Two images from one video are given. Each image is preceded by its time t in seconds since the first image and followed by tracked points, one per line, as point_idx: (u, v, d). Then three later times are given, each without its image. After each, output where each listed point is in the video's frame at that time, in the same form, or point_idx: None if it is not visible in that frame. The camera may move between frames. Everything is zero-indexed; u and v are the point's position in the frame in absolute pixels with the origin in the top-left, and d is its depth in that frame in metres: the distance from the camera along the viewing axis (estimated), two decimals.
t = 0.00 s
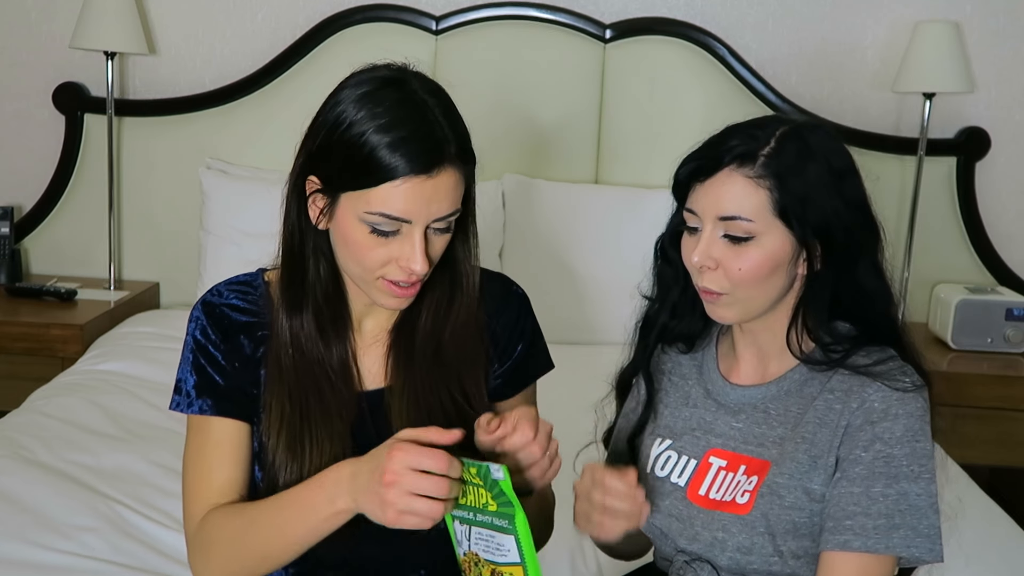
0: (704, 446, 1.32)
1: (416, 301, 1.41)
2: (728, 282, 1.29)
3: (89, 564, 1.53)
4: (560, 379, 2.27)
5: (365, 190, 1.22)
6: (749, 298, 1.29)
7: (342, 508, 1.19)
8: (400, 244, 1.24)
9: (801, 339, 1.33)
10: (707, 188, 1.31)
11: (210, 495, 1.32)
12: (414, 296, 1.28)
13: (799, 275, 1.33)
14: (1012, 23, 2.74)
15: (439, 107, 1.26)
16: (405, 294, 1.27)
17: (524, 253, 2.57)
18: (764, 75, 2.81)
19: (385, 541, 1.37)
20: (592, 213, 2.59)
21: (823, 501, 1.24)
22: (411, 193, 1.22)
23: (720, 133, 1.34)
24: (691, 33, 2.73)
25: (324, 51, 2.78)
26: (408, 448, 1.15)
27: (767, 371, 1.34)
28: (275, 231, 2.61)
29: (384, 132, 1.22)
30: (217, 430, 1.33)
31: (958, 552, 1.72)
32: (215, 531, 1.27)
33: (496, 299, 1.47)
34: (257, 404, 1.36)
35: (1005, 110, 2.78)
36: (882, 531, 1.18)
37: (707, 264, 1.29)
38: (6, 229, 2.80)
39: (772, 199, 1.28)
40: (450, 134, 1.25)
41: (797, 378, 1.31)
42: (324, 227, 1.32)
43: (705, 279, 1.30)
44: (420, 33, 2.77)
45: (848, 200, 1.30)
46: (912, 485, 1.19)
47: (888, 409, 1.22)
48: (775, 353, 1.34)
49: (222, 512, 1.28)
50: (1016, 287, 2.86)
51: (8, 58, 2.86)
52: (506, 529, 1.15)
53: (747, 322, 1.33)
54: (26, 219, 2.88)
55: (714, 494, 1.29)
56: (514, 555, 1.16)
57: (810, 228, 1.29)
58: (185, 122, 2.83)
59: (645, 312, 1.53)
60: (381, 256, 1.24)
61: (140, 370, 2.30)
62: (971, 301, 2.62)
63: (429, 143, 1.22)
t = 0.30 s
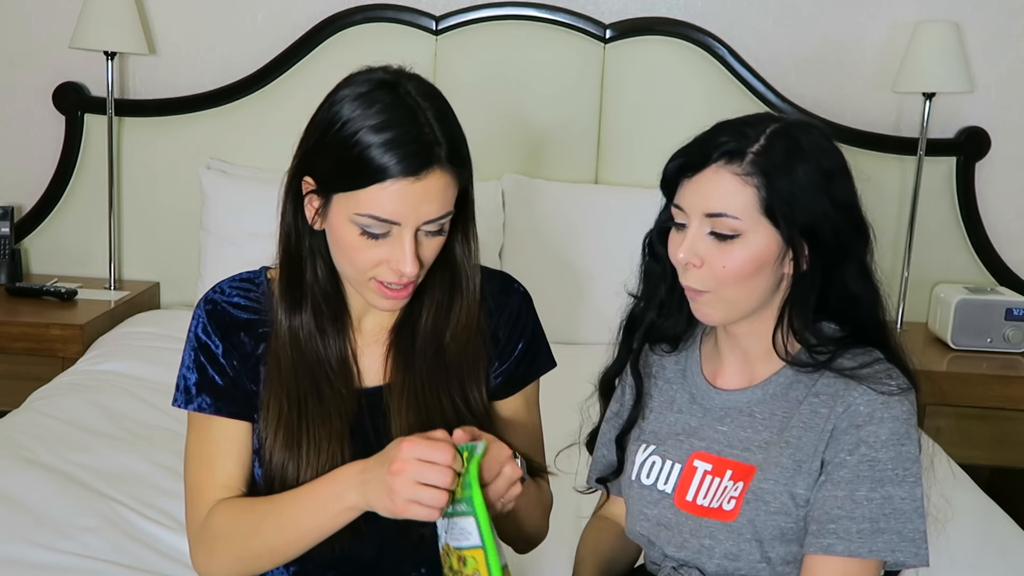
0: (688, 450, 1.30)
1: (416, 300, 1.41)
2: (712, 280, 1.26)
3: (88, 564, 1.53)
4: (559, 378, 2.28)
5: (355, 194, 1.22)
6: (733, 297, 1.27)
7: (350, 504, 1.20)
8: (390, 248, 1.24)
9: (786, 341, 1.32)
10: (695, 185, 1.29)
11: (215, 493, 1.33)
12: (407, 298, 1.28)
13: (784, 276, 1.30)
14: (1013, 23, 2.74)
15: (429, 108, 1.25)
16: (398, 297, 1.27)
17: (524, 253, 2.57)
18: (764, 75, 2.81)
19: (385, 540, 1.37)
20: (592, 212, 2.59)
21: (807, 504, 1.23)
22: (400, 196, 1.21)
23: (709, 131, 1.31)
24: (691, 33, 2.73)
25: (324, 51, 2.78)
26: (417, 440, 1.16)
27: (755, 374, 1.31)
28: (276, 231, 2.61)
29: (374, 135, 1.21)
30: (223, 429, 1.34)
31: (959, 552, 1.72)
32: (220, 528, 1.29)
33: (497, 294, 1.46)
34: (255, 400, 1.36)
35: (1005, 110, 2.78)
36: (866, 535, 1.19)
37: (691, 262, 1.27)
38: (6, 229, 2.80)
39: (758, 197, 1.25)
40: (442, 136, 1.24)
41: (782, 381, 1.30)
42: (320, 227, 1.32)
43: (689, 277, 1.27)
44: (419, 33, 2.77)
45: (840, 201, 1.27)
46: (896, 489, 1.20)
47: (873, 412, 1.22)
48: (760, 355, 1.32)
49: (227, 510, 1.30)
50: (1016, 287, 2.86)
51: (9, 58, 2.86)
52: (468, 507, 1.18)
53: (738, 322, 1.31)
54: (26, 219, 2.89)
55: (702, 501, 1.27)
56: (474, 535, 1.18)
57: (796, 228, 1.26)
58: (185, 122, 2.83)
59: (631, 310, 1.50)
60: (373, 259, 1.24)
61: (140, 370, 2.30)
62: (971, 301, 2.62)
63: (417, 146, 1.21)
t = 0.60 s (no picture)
0: (682, 455, 1.30)
1: (406, 297, 1.40)
2: (693, 282, 1.25)
3: (87, 564, 1.53)
4: (558, 379, 2.28)
5: (333, 198, 1.23)
6: (712, 301, 1.25)
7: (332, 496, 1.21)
8: (371, 250, 1.24)
9: (779, 344, 1.30)
10: (678, 185, 1.28)
11: (210, 489, 1.34)
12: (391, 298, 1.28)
13: (769, 279, 1.29)
14: (1013, 23, 2.74)
15: (406, 110, 1.24)
16: (383, 298, 1.28)
17: (523, 253, 2.57)
18: (764, 75, 2.81)
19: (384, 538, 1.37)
20: (591, 212, 2.59)
21: (807, 511, 1.24)
22: (377, 200, 1.21)
23: (693, 133, 1.30)
24: (691, 33, 2.73)
25: (324, 51, 2.78)
26: (383, 430, 1.16)
27: (748, 378, 1.31)
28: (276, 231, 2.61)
29: (349, 140, 1.21)
30: (218, 427, 1.35)
31: (959, 551, 1.72)
32: (213, 523, 1.30)
33: (491, 291, 1.45)
34: (247, 397, 1.36)
35: (1005, 110, 2.78)
36: (874, 544, 1.20)
37: (671, 263, 1.26)
38: (6, 229, 2.80)
39: (739, 199, 1.24)
40: (419, 139, 1.23)
41: (775, 386, 1.28)
42: (306, 229, 1.31)
43: (669, 278, 1.26)
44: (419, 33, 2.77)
45: (829, 203, 1.25)
46: (900, 496, 1.20)
47: (873, 420, 1.22)
48: (753, 357, 1.31)
49: (220, 506, 1.30)
50: (1016, 287, 2.85)
51: (9, 58, 2.86)
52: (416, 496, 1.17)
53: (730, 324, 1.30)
54: (26, 219, 2.89)
55: (697, 507, 1.27)
56: (415, 524, 1.17)
57: (779, 232, 1.24)
58: (186, 122, 2.83)
59: (622, 313, 1.47)
60: (354, 262, 1.25)
61: (140, 370, 2.30)
62: (971, 301, 2.62)
63: (391, 149, 1.20)
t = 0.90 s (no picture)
0: (688, 464, 1.29)
1: (398, 295, 1.40)
2: (683, 288, 1.25)
3: (87, 564, 1.53)
4: (558, 378, 2.28)
5: (317, 200, 1.23)
6: (705, 307, 1.25)
7: (312, 492, 1.21)
8: (356, 251, 1.24)
9: (783, 348, 1.30)
10: (670, 189, 1.28)
11: (204, 486, 1.34)
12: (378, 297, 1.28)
13: (765, 286, 1.28)
14: (1013, 23, 2.74)
15: (391, 112, 1.24)
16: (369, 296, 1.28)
17: (522, 253, 2.57)
18: (764, 75, 2.81)
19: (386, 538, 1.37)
20: (589, 211, 2.59)
21: (816, 517, 1.24)
22: (361, 202, 1.21)
23: (684, 139, 1.29)
24: (691, 33, 2.73)
25: (324, 51, 2.78)
26: (358, 425, 1.16)
27: (750, 384, 1.31)
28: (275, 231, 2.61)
29: (334, 141, 1.21)
30: (214, 426, 1.36)
31: (959, 551, 1.72)
32: (205, 520, 1.31)
33: (483, 288, 1.45)
34: (242, 394, 1.36)
35: (1005, 110, 2.78)
36: (883, 549, 1.21)
37: (663, 268, 1.25)
38: (6, 229, 2.80)
39: (732, 203, 1.24)
40: (403, 139, 1.23)
41: (778, 392, 1.29)
42: (297, 229, 1.31)
43: (662, 282, 1.26)
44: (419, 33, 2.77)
45: (828, 207, 1.24)
46: (909, 500, 1.21)
47: (880, 427, 1.22)
48: (755, 364, 1.31)
49: (213, 504, 1.31)
50: (1016, 287, 2.85)
51: (8, 58, 2.86)
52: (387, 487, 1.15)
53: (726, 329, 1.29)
54: (26, 219, 2.89)
55: (703, 515, 1.27)
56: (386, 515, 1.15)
57: (773, 237, 1.24)
58: (186, 122, 2.83)
59: (620, 320, 1.47)
60: (339, 263, 1.25)
61: (139, 370, 2.30)
62: (971, 301, 2.62)
63: (375, 152, 1.20)
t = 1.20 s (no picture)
0: (681, 464, 1.29)
1: (395, 297, 1.41)
2: (677, 288, 1.24)
3: (86, 564, 1.53)
4: (559, 378, 2.28)
5: (311, 200, 1.23)
6: (698, 305, 1.25)
7: (309, 497, 1.21)
8: (351, 251, 1.24)
9: (774, 347, 1.30)
10: (663, 189, 1.27)
11: (203, 490, 1.34)
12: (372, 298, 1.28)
13: (759, 285, 1.28)
14: (1013, 23, 2.73)
15: (385, 112, 1.24)
16: (363, 297, 1.28)
17: (522, 253, 2.58)
18: (764, 75, 2.80)
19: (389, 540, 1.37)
20: (588, 211, 2.59)
21: (810, 516, 1.25)
22: (355, 202, 1.21)
23: (677, 137, 1.29)
24: (691, 33, 2.73)
25: (324, 52, 2.78)
26: (357, 430, 1.16)
27: (744, 382, 1.31)
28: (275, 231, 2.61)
29: (328, 141, 1.21)
30: (213, 430, 1.35)
31: (960, 551, 1.71)
32: (204, 523, 1.31)
33: (481, 288, 1.45)
34: (240, 398, 1.36)
35: (1005, 110, 2.78)
36: (878, 549, 1.21)
37: (656, 268, 1.25)
38: (6, 228, 2.80)
39: (723, 203, 1.23)
40: (397, 139, 1.23)
41: (770, 391, 1.29)
42: (291, 229, 1.31)
43: (654, 283, 1.26)
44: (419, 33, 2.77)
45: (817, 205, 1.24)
46: (903, 499, 1.21)
47: (872, 426, 1.23)
48: (747, 363, 1.31)
49: (212, 507, 1.31)
50: (1017, 287, 2.85)
51: (8, 58, 2.86)
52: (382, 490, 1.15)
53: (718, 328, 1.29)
54: (26, 218, 2.89)
55: (697, 516, 1.27)
56: (381, 518, 1.15)
57: (766, 236, 1.24)
58: (186, 122, 2.83)
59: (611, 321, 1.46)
60: (333, 263, 1.25)
61: (140, 370, 2.30)
62: (971, 301, 2.62)
63: (370, 152, 1.20)
